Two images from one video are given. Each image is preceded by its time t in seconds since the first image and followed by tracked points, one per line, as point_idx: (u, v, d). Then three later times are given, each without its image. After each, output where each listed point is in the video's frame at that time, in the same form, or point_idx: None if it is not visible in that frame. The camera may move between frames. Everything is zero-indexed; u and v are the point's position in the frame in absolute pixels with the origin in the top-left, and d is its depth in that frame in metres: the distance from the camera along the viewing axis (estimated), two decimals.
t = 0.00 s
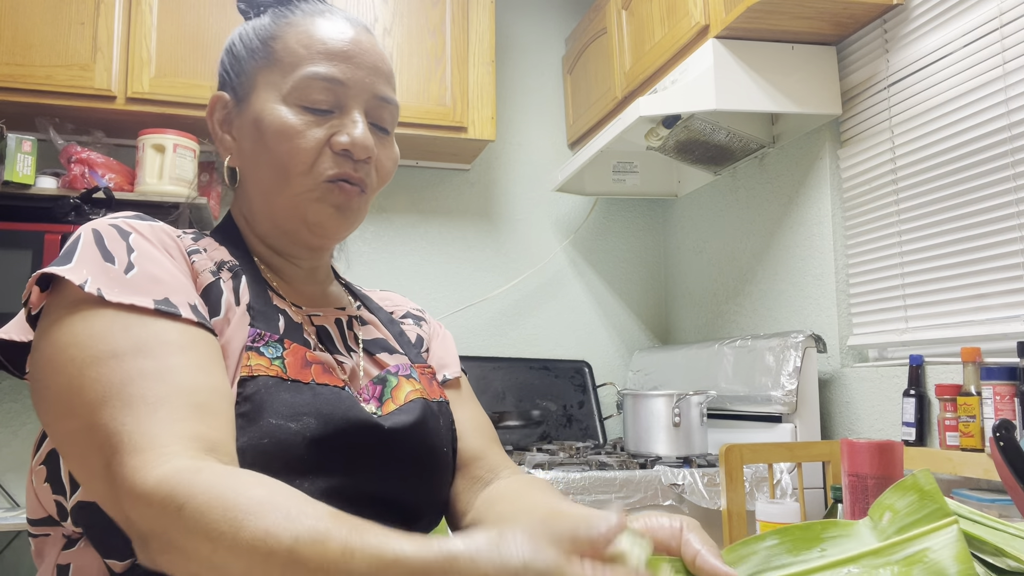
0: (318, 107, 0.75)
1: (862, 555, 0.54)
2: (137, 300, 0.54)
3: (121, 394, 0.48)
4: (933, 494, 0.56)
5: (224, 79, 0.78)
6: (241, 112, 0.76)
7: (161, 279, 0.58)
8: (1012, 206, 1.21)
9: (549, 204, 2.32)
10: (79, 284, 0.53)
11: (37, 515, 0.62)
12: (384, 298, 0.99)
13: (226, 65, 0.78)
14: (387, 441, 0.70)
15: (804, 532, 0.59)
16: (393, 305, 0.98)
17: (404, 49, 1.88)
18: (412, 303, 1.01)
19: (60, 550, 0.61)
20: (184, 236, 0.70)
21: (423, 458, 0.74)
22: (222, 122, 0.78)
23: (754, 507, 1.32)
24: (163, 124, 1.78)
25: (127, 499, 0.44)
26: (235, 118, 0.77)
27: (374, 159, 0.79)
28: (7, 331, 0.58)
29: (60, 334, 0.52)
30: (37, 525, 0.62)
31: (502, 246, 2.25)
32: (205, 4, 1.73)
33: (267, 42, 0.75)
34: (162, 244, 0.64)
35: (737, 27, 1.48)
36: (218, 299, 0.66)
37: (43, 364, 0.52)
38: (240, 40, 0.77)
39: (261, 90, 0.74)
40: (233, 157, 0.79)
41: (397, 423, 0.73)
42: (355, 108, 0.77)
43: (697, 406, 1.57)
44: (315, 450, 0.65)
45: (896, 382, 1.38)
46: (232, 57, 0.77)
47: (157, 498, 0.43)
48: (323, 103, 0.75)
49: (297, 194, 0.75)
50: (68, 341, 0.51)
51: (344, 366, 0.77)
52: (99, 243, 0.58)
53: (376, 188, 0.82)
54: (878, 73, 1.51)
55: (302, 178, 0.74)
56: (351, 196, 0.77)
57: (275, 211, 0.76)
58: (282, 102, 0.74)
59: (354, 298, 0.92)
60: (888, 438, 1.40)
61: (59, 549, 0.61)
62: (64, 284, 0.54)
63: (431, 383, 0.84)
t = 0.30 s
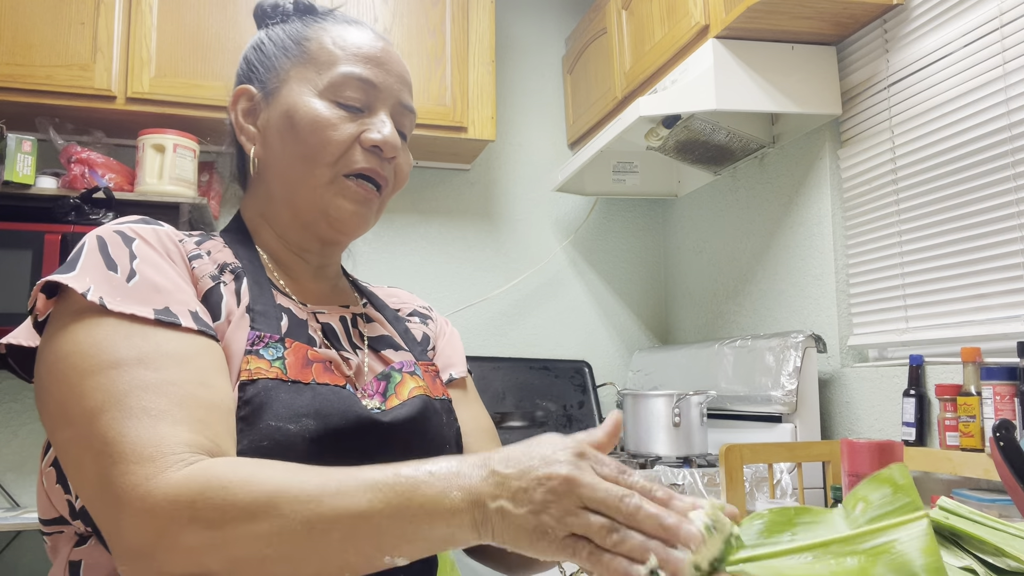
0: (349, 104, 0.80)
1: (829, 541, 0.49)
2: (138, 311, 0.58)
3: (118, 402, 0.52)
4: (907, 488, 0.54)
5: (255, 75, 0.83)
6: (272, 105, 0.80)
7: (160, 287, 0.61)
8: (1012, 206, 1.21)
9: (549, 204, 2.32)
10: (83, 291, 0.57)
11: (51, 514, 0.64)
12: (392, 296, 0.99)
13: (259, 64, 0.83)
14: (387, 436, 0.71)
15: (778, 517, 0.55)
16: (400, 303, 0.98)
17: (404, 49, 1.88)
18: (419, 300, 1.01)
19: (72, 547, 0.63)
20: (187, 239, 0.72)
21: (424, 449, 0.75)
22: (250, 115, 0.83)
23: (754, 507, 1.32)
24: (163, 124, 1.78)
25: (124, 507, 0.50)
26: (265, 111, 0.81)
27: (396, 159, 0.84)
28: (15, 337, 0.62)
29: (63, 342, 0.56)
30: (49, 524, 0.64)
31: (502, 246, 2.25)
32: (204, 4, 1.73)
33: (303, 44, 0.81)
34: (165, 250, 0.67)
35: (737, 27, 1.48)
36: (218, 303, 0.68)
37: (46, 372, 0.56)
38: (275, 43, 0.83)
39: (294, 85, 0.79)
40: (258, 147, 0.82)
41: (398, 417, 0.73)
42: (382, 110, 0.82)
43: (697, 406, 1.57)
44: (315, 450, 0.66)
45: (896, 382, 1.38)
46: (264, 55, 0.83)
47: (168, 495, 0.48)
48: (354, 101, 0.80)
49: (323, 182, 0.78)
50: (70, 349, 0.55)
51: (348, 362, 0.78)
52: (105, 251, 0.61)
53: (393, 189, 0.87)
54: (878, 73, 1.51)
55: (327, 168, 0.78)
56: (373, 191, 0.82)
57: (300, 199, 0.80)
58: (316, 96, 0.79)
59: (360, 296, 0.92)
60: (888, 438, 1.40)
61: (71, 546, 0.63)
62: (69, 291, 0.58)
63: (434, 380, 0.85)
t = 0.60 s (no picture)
0: (366, 116, 0.80)
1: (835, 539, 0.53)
2: (151, 314, 0.58)
3: (130, 402, 0.52)
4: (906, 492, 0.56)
5: (278, 83, 0.84)
6: (292, 113, 0.81)
7: (172, 292, 0.61)
8: (1012, 207, 1.21)
9: (549, 204, 2.32)
10: (96, 296, 0.57)
11: (61, 510, 0.64)
12: (399, 298, 0.98)
13: (283, 72, 0.84)
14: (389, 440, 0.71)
15: (779, 507, 0.56)
16: (407, 305, 0.97)
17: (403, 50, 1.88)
18: (426, 302, 1.00)
19: (84, 540, 0.64)
20: (197, 244, 0.71)
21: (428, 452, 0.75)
22: (271, 122, 0.83)
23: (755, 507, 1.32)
24: (163, 124, 1.78)
25: (135, 506, 0.50)
26: (285, 118, 0.82)
27: (411, 172, 0.84)
28: (29, 340, 0.61)
29: (78, 341, 0.56)
30: (61, 519, 0.64)
31: (502, 246, 2.25)
32: (204, 3, 1.73)
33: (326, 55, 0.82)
34: (176, 255, 0.67)
35: (736, 27, 1.48)
36: (228, 306, 0.68)
37: (60, 372, 0.56)
38: (300, 52, 0.84)
39: (314, 95, 0.80)
40: (276, 153, 0.83)
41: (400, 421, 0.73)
42: (399, 123, 0.83)
43: (697, 406, 1.57)
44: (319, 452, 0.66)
45: (896, 382, 1.38)
46: (289, 64, 0.84)
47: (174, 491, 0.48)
48: (371, 113, 0.80)
49: (337, 192, 0.78)
50: (85, 349, 0.55)
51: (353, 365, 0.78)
52: (117, 257, 0.61)
53: (407, 201, 0.86)
54: (878, 73, 1.51)
55: (341, 177, 0.78)
56: (386, 203, 0.81)
57: (313, 207, 0.80)
58: (335, 107, 0.79)
59: (366, 299, 0.92)
60: (888, 438, 1.40)
61: (83, 538, 0.64)
62: (83, 297, 0.58)
63: (437, 383, 0.85)
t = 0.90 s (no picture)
0: (369, 119, 0.80)
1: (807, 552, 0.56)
2: (144, 317, 0.58)
3: (113, 410, 0.53)
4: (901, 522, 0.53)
5: (283, 86, 0.84)
6: (296, 116, 0.81)
7: (171, 293, 0.62)
8: (1012, 207, 1.21)
9: (549, 204, 2.32)
10: (95, 294, 0.58)
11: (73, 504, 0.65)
12: (410, 297, 0.98)
13: (288, 75, 0.84)
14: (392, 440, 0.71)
15: (762, 521, 0.62)
16: (418, 305, 0.97)
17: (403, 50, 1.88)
18: (437, 302, 1.00)
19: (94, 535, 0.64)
20: (204, 243, 0.71)
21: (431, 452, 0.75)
22: (276, 126, 0.84)
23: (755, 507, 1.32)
24: (163, 125, 1.78)
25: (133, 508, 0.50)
26: (290, 122, 0.82)
27: (414, 174, 0.83)
28: (46, 336, 0.64)
29: (76, 344, 0.57)
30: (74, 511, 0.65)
31: (502, 246, 2.25)
32: (204, 4, 1.73)
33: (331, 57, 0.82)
34: (181, 254, 0.67)
35: (737, 27, 1.48)
36: (231, 307, 0.68)
37: (59, 373, 0.57)
38: (305, 55, 0.84)
39: (318, 98, 0.80)
40: (281, 157, 0.83)
41: (405, 422, 0.73)
42: (402, 125, 0.82)
43: (697, 406, 1.57)
44: (323, 451, 0.66)
45: (896, 382, 1.38)
46: (294, 67, 0.84)
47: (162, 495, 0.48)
48: (374, 116, 0.80)
49: (340, 196, 0.78)
50: (80, 351, 0.56)
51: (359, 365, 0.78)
52: (121, 256, 0.62)
53: (412, 202, 0.86)
54: (878, 73, 1.51)
55: (344, 181, 0.78)
56: (389, 206, 0.81)
57: (317, 212, 0.80)
58: (338, 110, 0.79)
59: (377, 299, 0.92)
60: (888, 438, 1.40)
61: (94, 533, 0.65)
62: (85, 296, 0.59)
63: (445, 383, 0.84)
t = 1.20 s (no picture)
0: (384, 120, 0.80)
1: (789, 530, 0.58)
2: (163, 317, 0.58)
3: (139, 407, 0.53)
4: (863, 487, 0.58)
5: (296, 87, 0.84)
6: (310, 117, 0.81)
7: (188, 294, 0.62)
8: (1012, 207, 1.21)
9: (549, 204, 2.32)
10: (114, 296, 0.58)
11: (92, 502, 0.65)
12: (421, 293, 0.98)
13: (302, 76, 0.84)
14: (412, 436, 0.72)
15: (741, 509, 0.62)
16: (430, 301, 0.97)
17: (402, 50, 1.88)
18: (448, 298, 0.99)
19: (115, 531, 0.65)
20: (219, 244, 0.71)
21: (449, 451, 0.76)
22: (289, 126, 0.83)
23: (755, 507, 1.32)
24: (163, 124, 1.78)
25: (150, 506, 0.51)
26: (303, 122, 0.82)
27: (427, 175, 0.84)
28: (62, 338, 0.64)
29: (93, 344, 0.57)
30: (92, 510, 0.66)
31: (502, 246, 2.25)
32: (204, 4, 1.73)
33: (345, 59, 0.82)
34: (196, 255, 0.67)
35: (737, 27, 1.48)
36: (246, 307, 0.68)
37: (78, 372, 0.57)
38: (318, 56, 0.84)
39: (333, 98, 0.80)
40: (294, 157, 0.83)
41: (424, 417, 0.73)
42: (416, 127, 0.83)
43: (696, 406, 1.57)
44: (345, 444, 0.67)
45: (896, 382, 1.38)
46: (307, 68, 0.84)
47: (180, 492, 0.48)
48: (389, 117, 0.81)
49: (355, 196, 0.79)
50: (98, 352, 0.56)
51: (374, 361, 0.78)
52: (138, 258, 0.62)
53: (423, 203, 0.87)
54: (878, 73, 1.51)
55: (359, 181, 0.78)
56: (402, 207, 0.82)
57: (331, 211, 0.80)
58: (354, 111, 0.79)
59: (389, 295, 0.92)
60: (888, 438, 1.40)
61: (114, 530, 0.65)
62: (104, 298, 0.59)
63: (457, 379, 0.85)
